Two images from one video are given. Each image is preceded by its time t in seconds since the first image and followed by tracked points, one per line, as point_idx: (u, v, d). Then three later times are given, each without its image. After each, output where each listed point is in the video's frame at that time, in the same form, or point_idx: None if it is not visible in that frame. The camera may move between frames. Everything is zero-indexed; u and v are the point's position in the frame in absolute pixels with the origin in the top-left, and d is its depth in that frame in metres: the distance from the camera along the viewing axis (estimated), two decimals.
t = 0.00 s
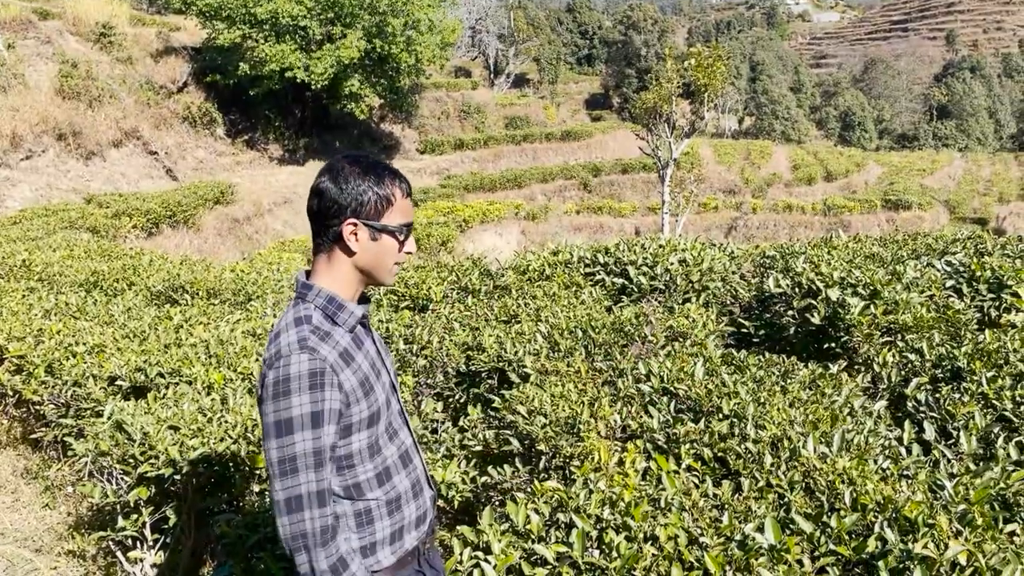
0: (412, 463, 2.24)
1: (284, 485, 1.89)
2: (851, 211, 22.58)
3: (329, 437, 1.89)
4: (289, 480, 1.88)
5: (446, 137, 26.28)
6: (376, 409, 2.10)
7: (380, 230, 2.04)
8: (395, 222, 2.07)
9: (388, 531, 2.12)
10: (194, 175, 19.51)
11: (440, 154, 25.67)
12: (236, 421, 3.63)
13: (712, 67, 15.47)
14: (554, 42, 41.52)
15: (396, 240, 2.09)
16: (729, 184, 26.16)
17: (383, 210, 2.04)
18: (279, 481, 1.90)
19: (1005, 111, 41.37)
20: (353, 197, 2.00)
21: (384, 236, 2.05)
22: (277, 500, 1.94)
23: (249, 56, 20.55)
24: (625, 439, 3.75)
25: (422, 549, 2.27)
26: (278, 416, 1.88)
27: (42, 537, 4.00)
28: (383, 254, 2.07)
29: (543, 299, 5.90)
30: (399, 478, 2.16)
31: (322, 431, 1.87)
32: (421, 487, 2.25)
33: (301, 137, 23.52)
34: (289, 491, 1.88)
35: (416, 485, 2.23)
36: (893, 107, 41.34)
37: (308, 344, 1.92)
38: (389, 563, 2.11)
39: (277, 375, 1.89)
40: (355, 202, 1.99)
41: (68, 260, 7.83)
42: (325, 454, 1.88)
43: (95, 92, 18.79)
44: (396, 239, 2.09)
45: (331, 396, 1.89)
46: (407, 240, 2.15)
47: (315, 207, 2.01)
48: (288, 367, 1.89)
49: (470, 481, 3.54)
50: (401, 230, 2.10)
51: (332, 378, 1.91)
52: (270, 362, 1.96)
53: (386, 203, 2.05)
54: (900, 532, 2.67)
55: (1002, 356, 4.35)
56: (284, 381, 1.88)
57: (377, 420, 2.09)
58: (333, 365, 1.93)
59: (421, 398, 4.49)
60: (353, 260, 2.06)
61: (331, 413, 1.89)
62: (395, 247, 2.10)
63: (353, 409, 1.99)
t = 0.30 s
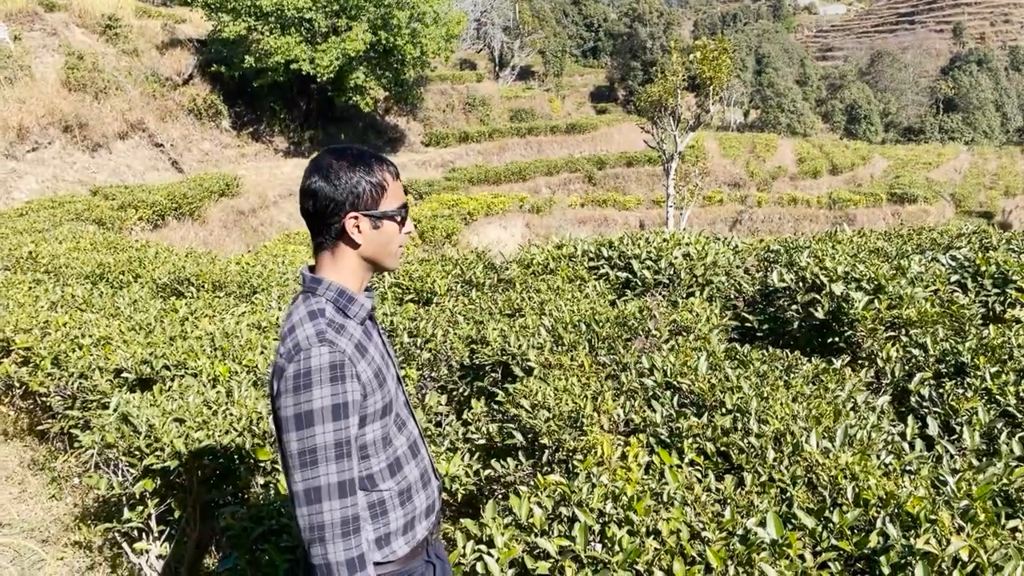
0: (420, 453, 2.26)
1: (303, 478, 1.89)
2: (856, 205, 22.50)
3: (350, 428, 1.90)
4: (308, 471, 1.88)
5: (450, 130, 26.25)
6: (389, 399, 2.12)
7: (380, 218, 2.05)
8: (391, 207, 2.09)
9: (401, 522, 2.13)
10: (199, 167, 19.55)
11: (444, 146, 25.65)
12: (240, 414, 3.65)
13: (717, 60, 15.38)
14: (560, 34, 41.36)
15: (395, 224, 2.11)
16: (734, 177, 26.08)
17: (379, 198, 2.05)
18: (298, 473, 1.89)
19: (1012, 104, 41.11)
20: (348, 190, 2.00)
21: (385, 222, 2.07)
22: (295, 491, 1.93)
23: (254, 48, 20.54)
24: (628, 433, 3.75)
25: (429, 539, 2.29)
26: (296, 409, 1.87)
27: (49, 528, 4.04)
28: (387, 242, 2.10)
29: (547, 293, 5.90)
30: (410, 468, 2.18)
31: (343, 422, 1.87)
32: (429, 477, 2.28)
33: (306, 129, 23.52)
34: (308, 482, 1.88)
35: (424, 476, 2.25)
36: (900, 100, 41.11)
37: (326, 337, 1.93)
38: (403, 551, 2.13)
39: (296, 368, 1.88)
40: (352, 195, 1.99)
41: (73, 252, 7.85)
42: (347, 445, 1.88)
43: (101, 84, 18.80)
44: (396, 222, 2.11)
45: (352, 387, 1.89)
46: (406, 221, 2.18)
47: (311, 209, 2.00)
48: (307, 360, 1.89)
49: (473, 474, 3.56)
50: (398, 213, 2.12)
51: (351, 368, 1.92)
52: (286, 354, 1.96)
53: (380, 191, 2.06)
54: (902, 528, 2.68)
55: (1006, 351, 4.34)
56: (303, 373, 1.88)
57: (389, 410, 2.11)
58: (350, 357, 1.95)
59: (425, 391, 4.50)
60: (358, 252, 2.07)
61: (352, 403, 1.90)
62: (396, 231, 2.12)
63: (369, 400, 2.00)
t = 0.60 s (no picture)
0: (435, 442, 2.27)
1: (325, 472, 1.86)
2: (872, 199, 22.25)
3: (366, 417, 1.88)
4: (329, 465, 1.85)
5: (463, 123, 26.20)
6: (401, 391, 2.11)
7: (383, 208, 2.03)
8: (393, 196, 2.07)
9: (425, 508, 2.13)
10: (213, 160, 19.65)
11: (457, 139, 25.61)
12: (254, 406, 3.65)
13: (732, 53, 15.22)
14: (574, 26, 41.13)
15: (399, 213, 2.09)
16: (748, 171, 25.86)
17: (381, 188, 2.03)
18: (319, 467, 1.87)
19: None
20: (349, 184, 1.97)
21: (389, 212, 2.05)
22: (319, 488, 1.90)
23: (268, 40, 20.58)
24: (641, 427, 3.71)
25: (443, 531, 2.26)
26: (313, 404, 1.86)
27: (65, 517, 4.07)
28: (392, 232, 2.08)
29: (560, 287, 5.87)
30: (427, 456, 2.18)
31: (359, 412, 1.85)
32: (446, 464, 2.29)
33: (319, 122, 23.57)
34: (330, 476, 1.85)
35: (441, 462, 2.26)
36: (916, 93, 40.60)
37: (335, 330, 1.93)
38: (421, 543, 2.06)
39: (308, 363, 1.87)
40: (353, 187, 1.97)
41: (89, 244, 7.91)
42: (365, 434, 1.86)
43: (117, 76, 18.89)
44: (399, 211, 2.09)
45: (365, 376, 1.88)
46: (409, 208, 2.16)
47: (313, 205, 1.99)
48: (318, 354, 1.88)
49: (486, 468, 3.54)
50: (401, 201, 2.10)
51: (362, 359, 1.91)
52: (297, 351, 1.96)
53: (381, 180, 2.03)
54: (919, 526, 2.66)
55: None
56: (316, 367, 1.87)
57: (402, 400, 2.10)
58: (362, 349, 1.95)
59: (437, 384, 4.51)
60: (364, 245, 2.06)
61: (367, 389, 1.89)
62: (399, 220, 2.10)
63: (383, 390, 2.00)
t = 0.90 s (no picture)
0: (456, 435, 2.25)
1: (377, 463, 1.82)
2: (895, 196, 21.91)
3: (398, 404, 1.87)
4: (378, 454, 1.82)
5: (482, 118, 26.20)
6: (420, 385, 2.10)
7: (381, 205, 1.99)
8: (392, 190, 2.01)
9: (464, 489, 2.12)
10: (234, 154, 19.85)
11: (476, 135, 25.62)
12: (276, 398, 3.65)
13: (754, 48, 15.03)
14: (593, 21, 40.94)
15: (400, 208, 2.04)
16: (769, 167, 25.59)
17: (377, 184, 1.98)
18: (368, 461, 1.83)
19: None
20: (343, 183, 1.96)
21: (389, 208, 2.01)
22: (371, 483, 1.86)
23: (289, 36, 20.68)
24: (660, 424, 3.67)
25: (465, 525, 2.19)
26: (347, 400, 1.84)
27: (88, 507, 4.12)
28: (395, 229, 2.04)
29: (579, 282, 5.83)
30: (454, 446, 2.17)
31: (392, 399, 1.84)
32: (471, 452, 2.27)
33: (339, 117, 23.70)
34: (383, 466, 1.82)
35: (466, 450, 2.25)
36: (941, 89, 39.88)
37: (350, 327, 1.93)
38: (442, 538, 2.03)
39: (330, 362, 1.86)
40: (347, 185, 1.96)
41: (113, 236, 8.02)
42: (403, 422, 1.85)
43: (140, 71, 19.11)
44: (399, 207, 2.03)
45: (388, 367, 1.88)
46: (413, 202, 2.09)
47: (313, 203, 2.01)
48: (340, 351, 1.87)
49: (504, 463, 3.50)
50: (402, 196, 2.04)
51: (380, 352, 1.91)
52: (315, 352, 1.94)
53: (379, 177, 1.99)
54: (942, 527, 2.60)
55: None
56: (339, 364, 1.86)
57: (422, 394, 2.09)
58: (379, 343, 1.94)
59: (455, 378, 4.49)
60: (366, 242, 2.04)
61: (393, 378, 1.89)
62: (402, 215, 2.05)
63: (403, 382, 1.99)
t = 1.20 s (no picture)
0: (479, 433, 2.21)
1: (390, 459, 1.80)
2: (922, 195, 21.50)
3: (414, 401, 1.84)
4: (391, 450, 1.80)
5: (505, 115, 26.17)
6: (441, 380, 2.07)
7: (399, 203, 1.95)
8: (411, 188, 1.96)
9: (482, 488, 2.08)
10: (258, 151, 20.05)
11: (498, 132, 25.59)
12: (300, 393, 3.66)
13: (780, 44, 14.77)
14: (617, 17, 40.67)
15: (418, 207, 1.98)
16: (793, 165, 25.24)
17: (395, 183, 1.94)
18: (382, 457, 1.81)
19: None
20: (360, 181, 1.94)
21: (406, 207, 1.96)
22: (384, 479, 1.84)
23: (312, 33, 20.81)
24: (684, 424, 3.61)
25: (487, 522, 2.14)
26: (361, 396, 1.82)
27: (114, 499, 4.16)
28: (411, 228, 1.99)
29: (602, 280, 5.78)
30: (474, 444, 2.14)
31: (408, 395, 1.82)
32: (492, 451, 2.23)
33: (362, 113, 23.82)
34: (396, 463, 1.80)
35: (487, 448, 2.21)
36: (971, 87, 39.00)
37: (369, 322, 1.91)
38: (462, 536, 2.00)
39: (348, 357, 1.85)
40: (365, 181, 1.93)
41: (138, 231, 8.12)
42: (418, 419, 1.82)
43: (166, 68, 19.32)
44: (418, 206, 1.98)
45: (406, 363, 1.85)
46: (434, 201, 2.03)
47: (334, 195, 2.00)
48: (357, 346, 1.86)
49: (526, 459, 3.48)
50: (421, 195, 1.98)
51: (398, 348, 1.89)
52: (335, 346, 1.93)
53: (397, 175, 1.95)
54: (971, 529, 2.52)
55: None
56: (356, 359, 1.84)
57: (442, 390, 2.05)
58: (397, 339, 1.92)
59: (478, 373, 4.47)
60: (385, 238, 2.01)
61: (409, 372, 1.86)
62: (420, 215, 2.00)
63: (422, 379, 1.96)
